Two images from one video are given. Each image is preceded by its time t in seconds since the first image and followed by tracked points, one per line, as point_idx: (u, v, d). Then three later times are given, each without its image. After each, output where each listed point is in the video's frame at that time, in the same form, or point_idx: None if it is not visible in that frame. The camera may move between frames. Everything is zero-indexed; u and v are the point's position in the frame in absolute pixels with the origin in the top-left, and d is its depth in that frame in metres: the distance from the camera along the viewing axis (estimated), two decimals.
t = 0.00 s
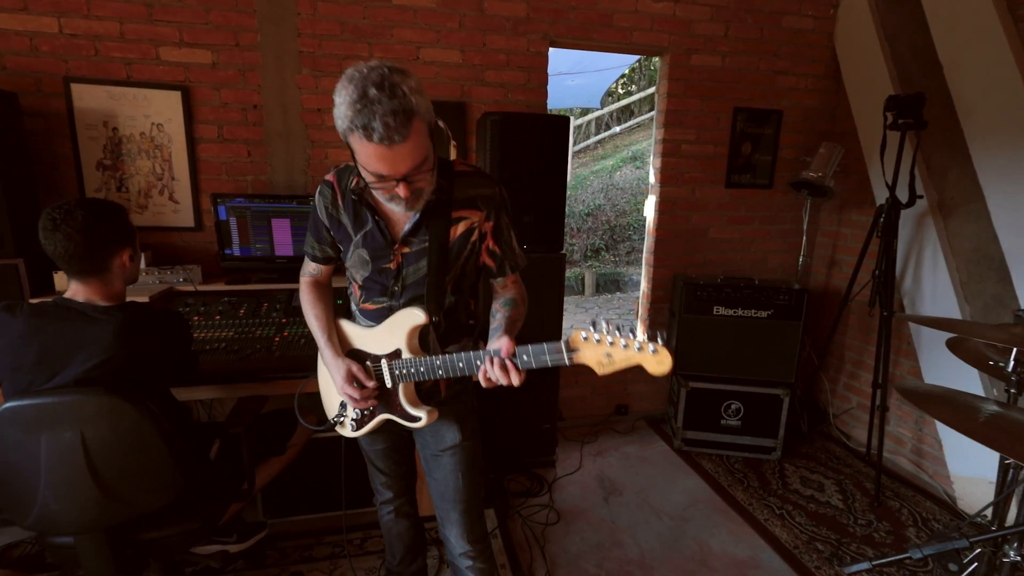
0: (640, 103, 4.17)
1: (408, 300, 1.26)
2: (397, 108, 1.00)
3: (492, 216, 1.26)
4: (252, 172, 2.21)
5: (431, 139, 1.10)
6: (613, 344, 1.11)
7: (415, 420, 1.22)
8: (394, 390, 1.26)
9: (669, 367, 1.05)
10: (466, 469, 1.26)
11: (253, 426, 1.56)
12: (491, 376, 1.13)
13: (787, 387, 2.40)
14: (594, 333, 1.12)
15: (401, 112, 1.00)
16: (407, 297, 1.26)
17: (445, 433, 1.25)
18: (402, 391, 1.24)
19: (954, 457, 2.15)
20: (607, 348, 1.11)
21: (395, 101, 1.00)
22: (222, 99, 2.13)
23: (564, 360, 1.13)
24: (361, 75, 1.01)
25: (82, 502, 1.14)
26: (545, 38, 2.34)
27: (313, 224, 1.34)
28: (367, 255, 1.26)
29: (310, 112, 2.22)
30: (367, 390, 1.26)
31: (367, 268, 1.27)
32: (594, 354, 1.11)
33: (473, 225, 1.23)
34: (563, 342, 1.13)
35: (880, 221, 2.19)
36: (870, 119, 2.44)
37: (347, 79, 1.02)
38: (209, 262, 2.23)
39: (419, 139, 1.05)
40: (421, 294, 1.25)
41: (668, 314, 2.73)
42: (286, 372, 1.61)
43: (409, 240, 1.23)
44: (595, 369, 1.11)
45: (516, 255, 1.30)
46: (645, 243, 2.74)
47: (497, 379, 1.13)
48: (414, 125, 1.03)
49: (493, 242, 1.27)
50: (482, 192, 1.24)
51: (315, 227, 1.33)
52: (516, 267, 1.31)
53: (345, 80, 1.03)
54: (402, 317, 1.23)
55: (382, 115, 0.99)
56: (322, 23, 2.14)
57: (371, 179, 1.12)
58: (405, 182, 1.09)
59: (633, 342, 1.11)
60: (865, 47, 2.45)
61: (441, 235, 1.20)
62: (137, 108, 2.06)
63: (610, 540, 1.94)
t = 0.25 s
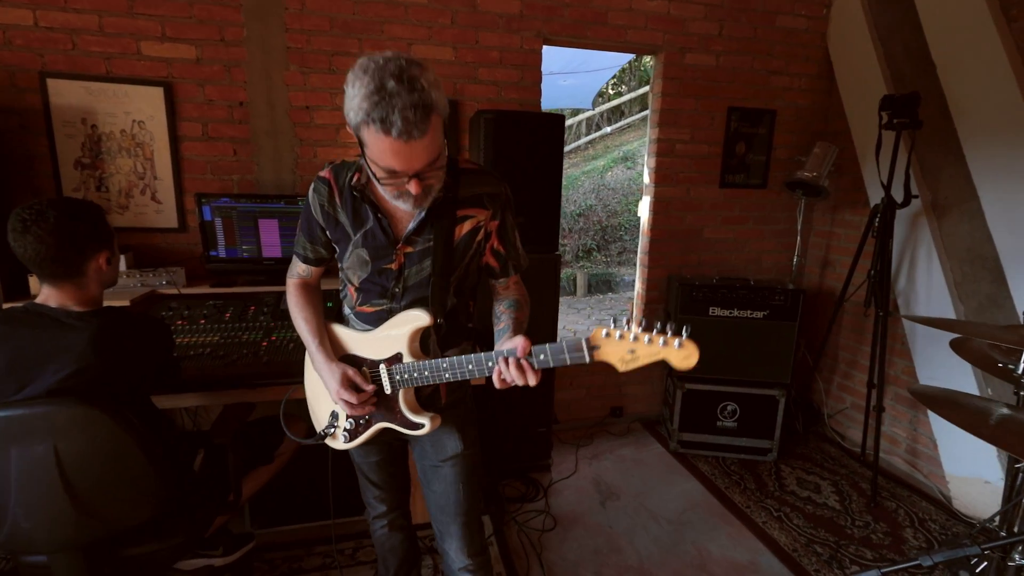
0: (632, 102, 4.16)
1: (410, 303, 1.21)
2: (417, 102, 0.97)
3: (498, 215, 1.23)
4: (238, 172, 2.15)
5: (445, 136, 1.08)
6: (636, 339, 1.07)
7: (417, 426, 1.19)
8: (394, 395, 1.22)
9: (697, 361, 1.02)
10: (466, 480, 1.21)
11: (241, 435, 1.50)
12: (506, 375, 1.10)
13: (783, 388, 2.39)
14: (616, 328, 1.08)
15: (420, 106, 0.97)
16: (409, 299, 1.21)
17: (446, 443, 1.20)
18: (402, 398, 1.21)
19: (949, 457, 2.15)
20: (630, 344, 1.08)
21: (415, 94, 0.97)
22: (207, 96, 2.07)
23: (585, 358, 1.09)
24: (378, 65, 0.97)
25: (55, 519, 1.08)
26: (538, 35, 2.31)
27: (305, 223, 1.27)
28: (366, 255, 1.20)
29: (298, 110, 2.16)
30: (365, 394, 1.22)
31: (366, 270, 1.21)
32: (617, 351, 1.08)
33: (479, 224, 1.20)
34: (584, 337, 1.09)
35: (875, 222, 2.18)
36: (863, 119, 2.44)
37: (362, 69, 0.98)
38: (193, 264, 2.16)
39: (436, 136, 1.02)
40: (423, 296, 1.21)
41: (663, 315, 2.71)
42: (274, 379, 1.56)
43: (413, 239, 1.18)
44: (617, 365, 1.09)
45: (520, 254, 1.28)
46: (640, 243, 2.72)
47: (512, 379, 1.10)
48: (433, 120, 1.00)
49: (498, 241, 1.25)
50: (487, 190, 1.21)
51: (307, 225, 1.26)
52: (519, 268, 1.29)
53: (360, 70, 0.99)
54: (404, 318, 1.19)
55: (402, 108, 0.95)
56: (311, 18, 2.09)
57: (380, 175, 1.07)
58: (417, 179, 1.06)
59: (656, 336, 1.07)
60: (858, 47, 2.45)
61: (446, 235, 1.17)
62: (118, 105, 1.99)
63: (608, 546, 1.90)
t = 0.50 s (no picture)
0: (620, 103, 3.84)
1: (401, 291, 1.18)
2: (388, 55, 0.96)
3: (485, 193, 1.20)
4: (220, 172, 2.08)
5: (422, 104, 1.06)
6: (642, 275, 1.02)
7: (420, 422, 1.13)
8: (392, 392, 1.18)
9: (710, 285, 0.97)
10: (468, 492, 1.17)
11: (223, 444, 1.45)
12: (512, 341, 1.05)
13: (775, 387, 2.39)
14: (620, 267, 1.02)
15: (392, 60, 0.96)
16: (400, 287, 1.17)
17: (450, 455, 1.16)
18: (402, 393, 1.16)
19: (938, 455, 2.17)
20: (637, 281, 1.02)
21: (387, 49, 0.96)
22: (186, 93, 2.00)
23: (591, 306, 1.03)
24: (350, 25, 0.98)
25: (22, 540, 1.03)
26: (528, 34, 2.28)
27: (288, 222, 1.24)
28: (353, 244, 1.17)
29: (282, 108, 2.10)
30: (360, 390, 1.16)
31: (353, 260, 1.17)
32: (624, 291, 1.02)
33: (466, 202, 1.17)
34: (589, 285, 1.03)
35: (865, 222, 2.19)
36: (851, 120, 2.45)
37: (335, 31, 0.99)
38: (173, 267, 2.09)
39: (411, 95, 1.00)
40: (414, 281, 1.17)
41: (654, 316, 2.69)
42: (260, 386, 1.51)
43: (398, 222, 1.15)
44: (627, 307, 1.02)
45: (510, 234, 1.24)
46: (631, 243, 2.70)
47: (519, 345, 1.05)
48: (406, 78, 0.99)
49: (488, 222, 1.20)
50: (471, 168, 1.19)
51: (290, 224, 1.23)
52: (512, 248, 1.24)
53: (332, 32, 0.99)
54: (397, 305, 1.14)
55: (373, 60, 0.95)
56: (295, 14, 2.03)
57: (354, 140, 1.03)
58: (392, 142, 1.02)
59: (663, 267, 1.02)
60: (846, 47, 2.46)
61: (433, 215, 1.14)
62: (92, 102, 1.91)
63: (603, 551, 1.88)
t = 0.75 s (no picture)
0: (606, 106, 3.85)
1: (385, 291, 1.14)
2: (354, 51, 0.93)
3: (467, 186, 1.16)
4: (200, 173, 2.02)
5: (395, 103, 1.03)
6: (631, 244, 1.01)
7: (411, 426, 1.09)
8: (380, 399, 1.15)
9: (701, 247, 0.95)
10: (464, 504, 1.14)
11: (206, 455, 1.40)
12: (500, 327, 1.01)
13: (764, 388, 2.39)
14: (607, 239, 1.02)
15: (358, 56, 0.93)
16: (384, 287, 1.13)
17: (445, 465, 1.13)
18: (390, 396, 1.12)
19: (923, 452, 2.20)
20: (626, 251, 1.01)
21: (354, 45, 0.94)
22: (164, 91, 1.93)
23: (581, 282, 1.02)
24: (321, 20, 0.96)
25: None
26: (517, 33, 2.25)
27: (269, 230, 1.21)
28: (333, 245, 1.13)
29: (264, 107, 2.04)
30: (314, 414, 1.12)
31: (334, 262, 1.14)
32: (613, 263, 1.01)
33: (447, 196, 1.13)
34: (576, 261, 1.02)
35: (852, 224, 2.21)
36: (837, 121, 2.47)
37: (305, 26, 0.97)
38: (151, 272, 2.02)
39: (379, 92, 0.97)
40: (399, 280, 1.13)
41: (644, 317, 2.69)
42: (244, 395, 1.46)
43: (379, 219, 1.12)
44: (618, 278, 1.01)
45: (496, 227, 1.19)
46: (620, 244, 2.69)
47: (508, 330, 1.02)
48: (373, 74, 0.96)
49: (471, 215, 1.16)
50: (451, 162, 1.17)
51: (270, 230, 1.20)
52: (498, 243, 1.20)
53: (303, 27, 0.97)
54: (382, 305, 1.10)
55: (337, 55, 0.92)
56: (278, 11, 1.98)
57: (320, 136, 1.01)
58: (359, 139, 0.99)
59: (652, 233, 1.01)
60: (831, 50, 2.48)
61: (414, 210, 1.11)
62: (64, 100, 1.83)
63: (596, 556, 1.86)
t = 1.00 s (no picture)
0: (592, 106, 3.86)
1: (371, 300, 1.11)
2: (333, 59, 0.91)
3: (452, 194, 1.14)
4: (180, 172, 1.96)
5: (378, 110, 1.01)
6: (613, 248, 0.99)
7: (395, 438, 1.05)
8: (365, 410, 1.11)
9: (685, 250, 0.93)
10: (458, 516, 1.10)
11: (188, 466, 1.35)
12: (484, 334, 0.98)
13: (752, 387, 2.41)
14: (590, 244, 0.99)
15: (338, 64, 0.91)
16: (370, 296, 1.11)
17: (437, 477, 1.10)
18: (375, 408, 1.09)
19: (908, 448, 2.23)
20: (609, 255, 0.99)
21: (333, 52, 0.91)
22: (142, 89, 1.87)
23: (565, 288, 0.99)
24: (298, 27, 0.94)
25: None
26: (505, 32, 2.23)
27: (248, 237, 1.17)
28: (317, 254, 1.11)
29: (247, 105, 1.99)
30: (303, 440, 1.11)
31: (318, 272, 1.11)
32: (597, 267, 0.99)
33: (432, 203, 1.11)
34: (560, 266, 0.99)
35: (837, 224, 2.24)
36: (822, 123, 2.49)
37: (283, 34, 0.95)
38: (130, 274, 1.96)
39: (360, 99, 0.95)
40: (384, 289, 1.10)
41: (633, 318, 2.69)
42: (228, 402, 1.43)
43: (363, 228, 1.09)
44: (602, 283, 0.99)
45: (483, 236, 1.16)
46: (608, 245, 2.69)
47: (492, 337, 0.99)
48: (353, 82, 0.94)
49: (457, 223, 1.13)
50: (435, 169, 1.14)
51: (250, 239, 1.17)
52: (486, 252, 1.17)
53: (281, 35, 0.95)
54: (368, 314, 1.08)
55: (316, 63, 0.89)
56: (261, 7, 1.93)
57: (303, 146, 0.98)
58: (343, 147, 0.96)
59: (635, 237, 0.99)
60: (816, 52, 2.50)
61: (397, 219, 1.08)
62: (37, 97, 1.77)
63: (588, 559, 1.85)
